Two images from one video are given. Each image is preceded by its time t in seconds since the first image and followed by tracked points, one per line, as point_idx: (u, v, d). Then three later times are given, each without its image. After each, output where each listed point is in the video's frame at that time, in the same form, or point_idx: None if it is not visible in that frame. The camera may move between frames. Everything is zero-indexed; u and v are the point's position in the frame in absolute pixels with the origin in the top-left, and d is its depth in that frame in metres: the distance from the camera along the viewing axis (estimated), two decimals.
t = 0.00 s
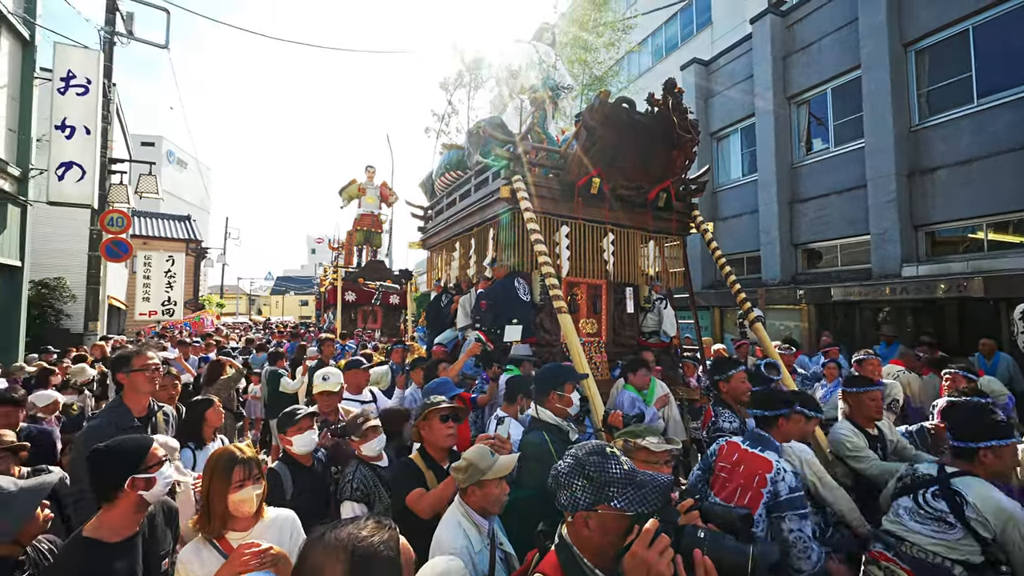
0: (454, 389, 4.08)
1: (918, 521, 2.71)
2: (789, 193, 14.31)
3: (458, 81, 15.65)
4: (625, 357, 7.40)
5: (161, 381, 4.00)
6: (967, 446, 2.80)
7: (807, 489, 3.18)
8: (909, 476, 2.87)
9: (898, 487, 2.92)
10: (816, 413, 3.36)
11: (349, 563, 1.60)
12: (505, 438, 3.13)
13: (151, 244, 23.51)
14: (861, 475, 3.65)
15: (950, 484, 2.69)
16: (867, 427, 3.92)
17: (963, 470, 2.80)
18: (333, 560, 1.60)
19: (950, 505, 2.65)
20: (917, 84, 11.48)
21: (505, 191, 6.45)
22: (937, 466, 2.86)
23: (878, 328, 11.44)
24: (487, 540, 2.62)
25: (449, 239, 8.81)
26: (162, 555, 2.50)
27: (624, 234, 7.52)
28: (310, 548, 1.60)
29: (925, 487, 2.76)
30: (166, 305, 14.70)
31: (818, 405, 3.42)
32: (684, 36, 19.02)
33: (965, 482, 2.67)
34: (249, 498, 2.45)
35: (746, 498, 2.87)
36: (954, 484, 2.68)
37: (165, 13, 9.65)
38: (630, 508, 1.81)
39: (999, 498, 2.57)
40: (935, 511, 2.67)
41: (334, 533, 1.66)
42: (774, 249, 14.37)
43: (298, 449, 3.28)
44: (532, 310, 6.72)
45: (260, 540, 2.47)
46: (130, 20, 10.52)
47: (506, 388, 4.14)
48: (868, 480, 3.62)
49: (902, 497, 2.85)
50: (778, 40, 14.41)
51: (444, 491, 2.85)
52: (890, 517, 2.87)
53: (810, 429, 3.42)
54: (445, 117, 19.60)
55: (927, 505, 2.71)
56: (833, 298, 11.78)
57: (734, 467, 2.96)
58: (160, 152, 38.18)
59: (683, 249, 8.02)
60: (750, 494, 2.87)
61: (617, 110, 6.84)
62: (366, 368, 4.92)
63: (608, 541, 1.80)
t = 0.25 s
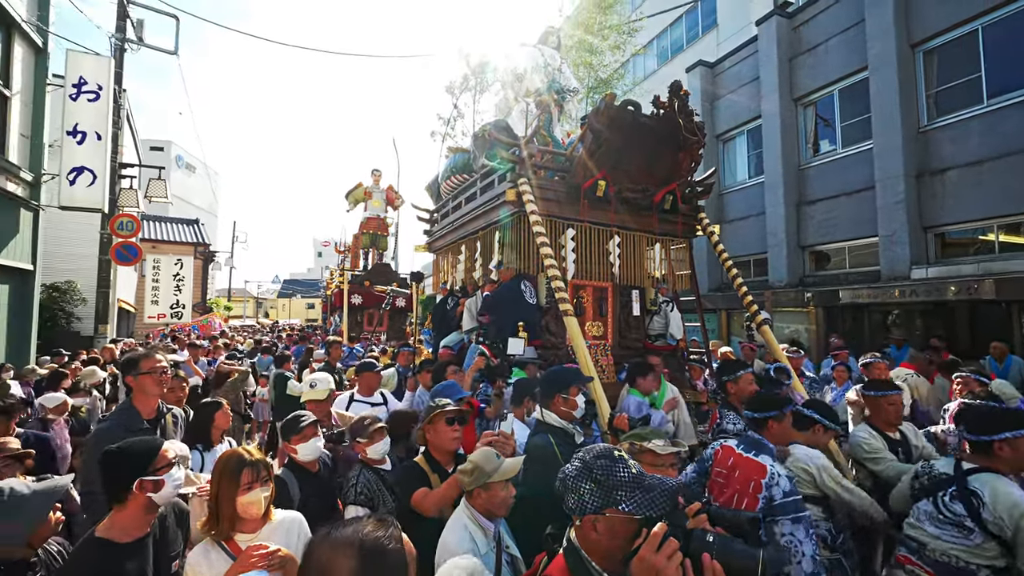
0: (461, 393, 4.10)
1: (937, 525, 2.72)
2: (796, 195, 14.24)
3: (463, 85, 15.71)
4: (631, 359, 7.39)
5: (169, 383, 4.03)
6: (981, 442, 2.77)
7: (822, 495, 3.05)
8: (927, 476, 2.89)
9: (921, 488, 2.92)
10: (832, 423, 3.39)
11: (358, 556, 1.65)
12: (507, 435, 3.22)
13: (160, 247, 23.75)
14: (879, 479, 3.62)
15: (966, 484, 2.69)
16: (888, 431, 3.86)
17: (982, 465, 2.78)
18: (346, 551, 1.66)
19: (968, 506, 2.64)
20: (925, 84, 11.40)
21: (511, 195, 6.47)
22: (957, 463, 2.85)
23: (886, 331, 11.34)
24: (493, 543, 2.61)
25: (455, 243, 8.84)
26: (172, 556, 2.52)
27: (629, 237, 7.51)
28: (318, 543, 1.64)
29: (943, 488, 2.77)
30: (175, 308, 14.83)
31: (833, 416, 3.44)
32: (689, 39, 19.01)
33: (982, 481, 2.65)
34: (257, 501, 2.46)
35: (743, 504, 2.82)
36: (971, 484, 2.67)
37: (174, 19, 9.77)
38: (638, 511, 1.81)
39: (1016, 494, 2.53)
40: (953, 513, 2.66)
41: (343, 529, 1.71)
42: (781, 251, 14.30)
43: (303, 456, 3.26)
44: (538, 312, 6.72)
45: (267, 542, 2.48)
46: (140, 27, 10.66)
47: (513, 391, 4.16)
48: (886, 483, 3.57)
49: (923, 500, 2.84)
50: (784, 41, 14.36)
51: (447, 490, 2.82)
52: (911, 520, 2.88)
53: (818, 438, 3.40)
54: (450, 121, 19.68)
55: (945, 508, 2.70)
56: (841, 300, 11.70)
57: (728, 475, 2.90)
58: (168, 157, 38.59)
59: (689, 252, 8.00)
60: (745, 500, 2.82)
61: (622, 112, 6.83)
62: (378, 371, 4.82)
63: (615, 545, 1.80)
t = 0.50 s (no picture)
0: (467, 395, 4.09)
1: (951, 515, 2.91)
2: (803, 197, 14.16)
3: (469, 88, 15.79)
4: (637, 362, 7.37)
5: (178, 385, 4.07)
6: (985, 420, 2.91)
7: (838, 501, 3.00)
8: (940, 467, 3.07)
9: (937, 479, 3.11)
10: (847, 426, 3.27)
11: (365, 555, 1.66)
12: (512, 429, 3.18)
13: (168, 251, 23.95)
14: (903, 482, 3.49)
15: (969, 471, 2.85)
16: (914, 437, 3.79)
17: (988, 447, 2.92)
18: (355, 549, 1.68)
19: (973, 494, 2.82)
20: (933, 85, 11.32)
21: (517, 197, 6.47)
22: (964, 449, 3.01)
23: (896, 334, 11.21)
24: (499, 545, 2.61)
25: (460, 246, 8.86)
26: (182, 558, 2.53)
27: (635, 239, 7.50)
28: (324, 543, 1.64)
29: (952, 479, 2.94)
30: (183, 311, 14.94)
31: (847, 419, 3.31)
32: (695, 41, 18.98)
33: (981, 466, 2.82)
34: (264, 503, 2.47)
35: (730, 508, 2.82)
36: (973, 470, 2.84)
37: (183, 25, 9.89)
38: (646, 515, 1.80)
39: (1013, 476, 2.68)
40: (962, 504, 2.85)
41: (349, 530, 1.73)
42: (788, 254, 14.21)
43: (307, 462, 3.25)
44: (544, 315, 6.71)
45: (275, 544, 2.49)
46: (150, 33, 10.79)
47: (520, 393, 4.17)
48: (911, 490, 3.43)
49: (941, 493, 3.00)
50: (790, 43, 14.32)
51: (454, 486, 2.84)
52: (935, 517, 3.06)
53: (832, 442, 3.27)
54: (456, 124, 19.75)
55: (955, 499, 2.89)
56: (849, 303, 11.60)
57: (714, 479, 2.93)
58: (177, 161, 38.97)
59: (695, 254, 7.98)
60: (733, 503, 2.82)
61: (628, 114, 6.82)
62: (386, 373, 4.80)
63: (623, 548, 1.80)
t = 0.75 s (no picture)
0: (473, 398, 4.08)
1: (975, 523, 2.98)
2: (811, 198, 14.08)
3: (474, 91, 15.83)
4: (644, 365, 7.35)
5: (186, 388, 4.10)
6: (1016, 426, 3.01)
7: (860, 516, 2.95)
8: (968, 475, 3.15)
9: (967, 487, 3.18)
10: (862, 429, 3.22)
11: (373, 557, 1.68)
12: (522, 431, 3.18)
13: (177, 254, 24.17)
14: (931, 497, 3.47)
15: (993, 479, 2.93)
16: (941, 446, 3.73)
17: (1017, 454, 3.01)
18: (363, 550, 1.69)
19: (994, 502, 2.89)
20: (942, 86, 11.23)
21: (522, 200, 6.47)
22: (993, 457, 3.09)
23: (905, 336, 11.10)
24: (506, 548, 2.60)
25: (466, 248, 8.87)
26: (191, 560, 2.54)
27: (641, 241, 7.49)
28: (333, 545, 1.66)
29: (976, 486, 3.03)
30: (191, 314, 15.06)
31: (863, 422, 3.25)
32: (700, 43, 18.95)
33: (1004, 474, 2.89)
34: (271, 505, 2.48)
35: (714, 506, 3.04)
36: (995, 479, 2.91)
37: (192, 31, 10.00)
38: (655, 519, 1.79)
39: None
40: (983, 511, 2.93)
41: (356, 531, 1.74)
42: (795, 255, 14.12)
43: (312, 465, 3.25)
44: (550, 317, 6.71)
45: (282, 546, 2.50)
46: (159, 39, 10.92)
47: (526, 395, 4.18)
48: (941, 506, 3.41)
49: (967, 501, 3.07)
50: (796, 44, 14.26)
51: (461, 488, 2.82)
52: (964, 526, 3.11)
53: (850, 448, 3.26)
54: (461, 128, 19.81)
55: (978, 506, 2.97)
56: (858, 305, 11.50)
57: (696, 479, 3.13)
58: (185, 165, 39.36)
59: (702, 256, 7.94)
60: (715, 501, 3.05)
61: (634, 116, 6.81)
62: (392, 377, 4.80)
63: (632, 553, 1.79)
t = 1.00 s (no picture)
0: (479, 400, 4.07)
1: (1011, 539, 2.89)
2: (818, 200, 13.99)
3: (479, 94, 15.88)
4: (650, 367, 7.32)
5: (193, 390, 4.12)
6: None
7: (878, 531, 2.90)
8: (1008, 490, 2.99)
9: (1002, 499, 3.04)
10: (878, 436, 3.17)
11: (380, 559, 1.69)
12: (533, 435, 3.23)
13: (185, 257, 24.39)
14: (964, 515, 3.30)
15: None
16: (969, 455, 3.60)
17: None
18: (370, 552, 1.70)
19: None
20: (951, 86, 11.13)
21: (527, 203, 6.47)
22: None
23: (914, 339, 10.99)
24: (512, 552, 2.59)
25: (471, 251, 8.89)
26: (198, 564, 2.54)
27: (646, 243, 7.47)
28: (339, 547, 1.66)
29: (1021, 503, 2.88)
30: (198, 316, 15.17)
31: (879, 429, 3.19)
32: (705, 44, 18.92)
33: None
34: (277, 507, 2.49)
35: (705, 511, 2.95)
36: None
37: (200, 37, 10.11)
38: (661, 523, 1.78)
39: None
40: None
41: (362, 534, 1.75)
42: (802, 257, 14.03)
43: (316, 467, 3.26)
44: (555, 320, 6.69)
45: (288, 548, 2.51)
46: (168, 45, 11.05)
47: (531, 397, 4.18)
48: (969, 520, 3.26)
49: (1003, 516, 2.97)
50: (803, 45, 14.21)
51: (469, 490, 2.81)
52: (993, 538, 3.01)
53: (876, 451, 3.23)
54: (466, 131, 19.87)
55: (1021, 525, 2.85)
56: (866, 307, 11.40)
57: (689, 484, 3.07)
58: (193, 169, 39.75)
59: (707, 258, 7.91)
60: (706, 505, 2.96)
61: (639, 118, 6.79)
62: (397, 381, 4.82)
63: (638, 558, 1.78)
